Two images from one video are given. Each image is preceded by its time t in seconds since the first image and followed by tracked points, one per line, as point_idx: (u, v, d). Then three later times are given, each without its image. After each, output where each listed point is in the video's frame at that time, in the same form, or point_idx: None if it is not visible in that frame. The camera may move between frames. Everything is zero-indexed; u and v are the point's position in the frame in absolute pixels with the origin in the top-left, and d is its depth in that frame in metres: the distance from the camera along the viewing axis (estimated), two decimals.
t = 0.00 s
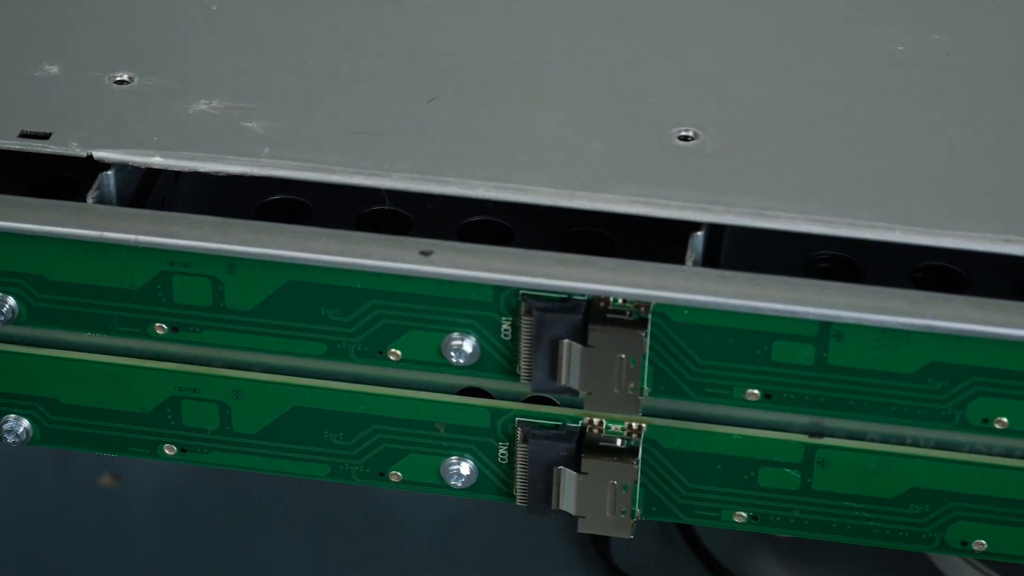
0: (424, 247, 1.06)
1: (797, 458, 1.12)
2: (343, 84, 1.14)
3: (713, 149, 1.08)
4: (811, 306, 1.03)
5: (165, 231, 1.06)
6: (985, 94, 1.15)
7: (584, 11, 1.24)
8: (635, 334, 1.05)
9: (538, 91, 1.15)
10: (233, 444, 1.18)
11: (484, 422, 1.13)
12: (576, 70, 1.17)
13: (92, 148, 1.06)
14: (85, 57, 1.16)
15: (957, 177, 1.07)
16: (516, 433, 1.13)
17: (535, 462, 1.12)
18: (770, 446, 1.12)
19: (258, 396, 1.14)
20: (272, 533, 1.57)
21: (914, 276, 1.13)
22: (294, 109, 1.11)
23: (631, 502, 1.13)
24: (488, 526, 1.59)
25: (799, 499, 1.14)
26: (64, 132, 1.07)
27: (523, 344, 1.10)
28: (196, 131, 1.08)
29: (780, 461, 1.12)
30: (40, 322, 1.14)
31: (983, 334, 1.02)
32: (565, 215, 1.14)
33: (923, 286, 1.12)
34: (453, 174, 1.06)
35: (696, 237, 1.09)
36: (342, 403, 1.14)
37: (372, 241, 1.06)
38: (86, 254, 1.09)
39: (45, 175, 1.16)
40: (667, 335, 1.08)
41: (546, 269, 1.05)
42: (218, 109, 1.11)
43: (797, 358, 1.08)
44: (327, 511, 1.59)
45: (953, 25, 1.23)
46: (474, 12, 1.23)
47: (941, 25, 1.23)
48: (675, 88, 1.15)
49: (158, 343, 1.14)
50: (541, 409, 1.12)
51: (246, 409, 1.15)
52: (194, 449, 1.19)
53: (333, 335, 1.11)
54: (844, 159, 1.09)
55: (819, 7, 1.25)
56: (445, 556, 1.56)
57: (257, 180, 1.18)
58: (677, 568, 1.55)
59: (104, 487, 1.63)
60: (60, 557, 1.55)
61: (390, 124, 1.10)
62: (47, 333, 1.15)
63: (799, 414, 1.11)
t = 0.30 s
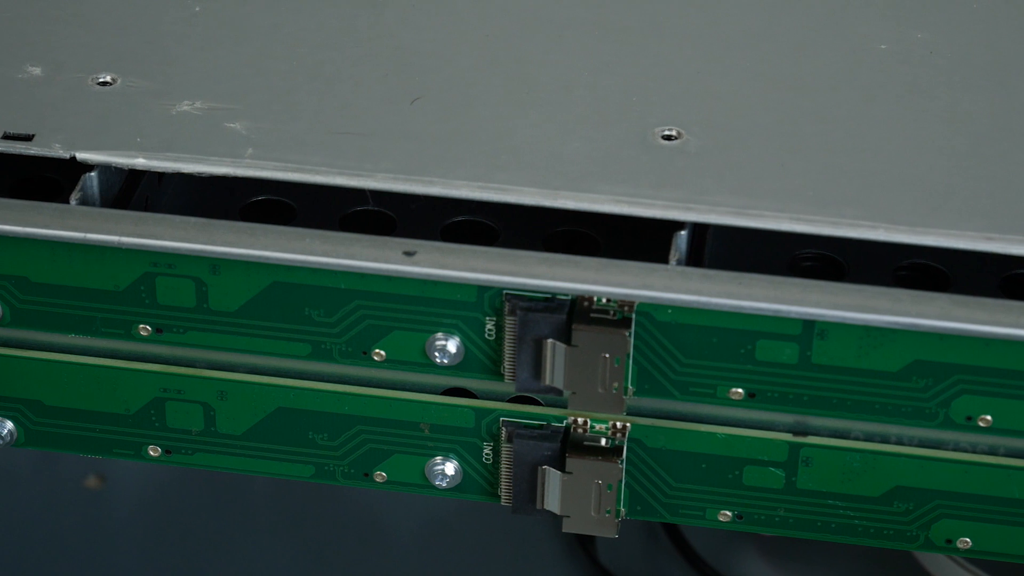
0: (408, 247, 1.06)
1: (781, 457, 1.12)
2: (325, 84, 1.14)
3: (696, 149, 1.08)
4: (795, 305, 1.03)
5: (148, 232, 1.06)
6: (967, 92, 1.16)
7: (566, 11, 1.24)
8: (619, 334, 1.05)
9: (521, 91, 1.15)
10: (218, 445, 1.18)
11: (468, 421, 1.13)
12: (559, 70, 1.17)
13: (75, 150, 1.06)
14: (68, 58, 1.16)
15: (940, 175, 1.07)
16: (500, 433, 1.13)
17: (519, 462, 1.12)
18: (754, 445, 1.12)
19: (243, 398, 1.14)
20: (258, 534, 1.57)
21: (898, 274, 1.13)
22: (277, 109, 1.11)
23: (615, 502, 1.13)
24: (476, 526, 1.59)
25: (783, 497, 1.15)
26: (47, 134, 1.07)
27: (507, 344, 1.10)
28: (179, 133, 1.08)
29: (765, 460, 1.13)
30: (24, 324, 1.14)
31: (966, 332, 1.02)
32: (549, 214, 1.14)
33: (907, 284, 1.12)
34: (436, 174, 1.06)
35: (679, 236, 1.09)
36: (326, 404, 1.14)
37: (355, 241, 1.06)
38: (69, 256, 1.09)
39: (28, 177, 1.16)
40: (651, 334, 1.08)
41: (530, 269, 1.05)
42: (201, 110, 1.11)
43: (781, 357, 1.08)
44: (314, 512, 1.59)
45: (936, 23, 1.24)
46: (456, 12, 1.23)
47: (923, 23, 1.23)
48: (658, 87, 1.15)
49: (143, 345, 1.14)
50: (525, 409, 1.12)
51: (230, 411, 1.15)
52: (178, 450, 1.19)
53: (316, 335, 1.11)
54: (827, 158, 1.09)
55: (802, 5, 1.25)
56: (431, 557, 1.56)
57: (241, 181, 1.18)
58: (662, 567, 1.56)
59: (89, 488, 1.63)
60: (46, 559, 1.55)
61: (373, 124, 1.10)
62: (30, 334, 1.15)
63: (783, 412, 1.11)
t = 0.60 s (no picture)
0: (391, 248, 1.06)
1: (765, 455, 1.12)
2: (307, 85, 1.14)
3: (679, 148, 1.08)
4: (778, 304, 1.03)
5: (130, 234, 1.06)
6: (949, 90, 1.16)
7: (549, 11, 1.24)
8: (602, 333, 1.05)
9: (503, 91, 1.15)
10: (202, 446, 1.18)
11: (452, 422, 1.13)
12: (542, 70, 1.17)
13: (57, 151, 1.05)
14: (51, 60, 1.16)
15: (922, 174, 1.07)
16: (484, 433, 1.13)
17: (503, 462, 1.12)
18: (738, 444, 1.12)
19: (226, 399, 1.14)
20: (244, 535, 1.57)
21: (880, 273, 1.13)
22: (260, 110, 1.11)
23: (599, 501, 1.13)
24: (463, 526, 1.59)
25: (767, 496, 1.15)
26: (29, 135, 1.07)
27: (491, 344, 1.10)
28: (161, 134, 1.08)
29: (748, 459, 1.13)
30: (6, 326, 1.14)
31: (949, 330, 1.02)
32: (532, 214, 1.14)
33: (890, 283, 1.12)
34: (419, 174, 1.06)
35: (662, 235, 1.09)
36: (310, 405, 1.14)
37: (338, 242, 1.06)
38: (51, 258, 1.08)
39: (11, 179, 1.16)
40: (634, 333, 1.08)
41: (513, 268, 1.05)
42: (184, 111, 1.11)
43: (764, 356, 1.08)
44: (302, 512, 1.59)
45: (918, 21, 1.24)
46: (439, 12, 1.23)
47: (906, 22, 1.24)
48: (640, 87, 1.15)
49: (126, 346, 1.14)
50: (509, 409, 1.12)
51: (214, 412, 1.15)
52: (162, 452, 1.19)
53: (300, 336, 1.11)
54: (810, 156, 1.09)
55: (785, 4, 1.25)
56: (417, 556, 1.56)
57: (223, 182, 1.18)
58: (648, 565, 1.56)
59: (74, 490, 1.63)
60: (32, 561, 1.55)
61: (356, 125, 1.10)
62: (13, 336, 1.15)
63: (766, 411, 1.11)
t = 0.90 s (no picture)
0: (374, 248, 1.06)
1: (748, 454, 1.12)
2: (290, 86, 1.14)
3: (662, 147, 1.08)
4: (760, 302, 1.03)
5: (113, 235, 1.05)
6: (932, 89, 1.16)
7: (533, 10, 1.24)
8: (585, 333, 1.05)
9: (486, 91, 1.14)
10: (186, 447, 1.18)
11: (436, 422, 1.13)
12: (525, 70, 1.17)
13: (40, 153, 1.05)
14: (33, 62, 1.15)
15: (905, 172, 1.07)
16: (468, 433, 1.13)
17: (487, 462, 1.12)
18: (721, 443, 1.12)
19: (210, 400, 1.14)
20: (231, 536, 1.57)
21: (864, 271, 1.13)
22: (242, 110, 1.11)
23: (583, 500, 1.13)
24: (449, 527, 1.59)
25: (751, 495, 1.15)
26: (12, 137, 1.07)
27: (474, 344, 1.10)
28: (144, 135, 1.08)
29: (732, 457, 1.13)
30: None
31: (933, 327, 1.02)
32: (515, 215, 1.15)
33: (875, 281, 1.12)
34: (402, 174, 1.06)
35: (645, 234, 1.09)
36: (293, 405, 1.14)
37: (321, 242, 1.06)
38: (33, 259, 1.08)
39: None
40: (618, 332, 1.07)
41: (496, 268, 1.05)
42: (167, 112, 1.11)
43: (748, 354, 1.08)
44: (288, 513, 1.59)
45: (901, 20, 1.24)
46: (422, 13, 1.23)
47: (889, 21, 1.24)
48: (623, 87, 1.15)
49: (109, 347, 1.14)
50: (493, 409, 1.12)
51: (197, 413, 1.15)
52: (146, 453, 1.19)
53: (283, 336, 1.11)
54: (794, 155, 1.09)
55: (768, 3, 1.25)
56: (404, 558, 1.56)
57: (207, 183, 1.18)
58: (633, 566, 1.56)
59: (58, 492, 1.63)
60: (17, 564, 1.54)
61: (339, 125, 1.10)
62: None
63: (749, 410, 1.11)
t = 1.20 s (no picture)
0: (357, 248, 1.06)
1: (732, 453, 1.12)
2: (273, 86, 1.14)
3: (645, 146, 1.08)
4: (744, 301, 1.03)
5: (96, 237, 1.05)
6: (914, 88, 1.16)
7: (516, 10, 1.24)
8: (569, 333, 1.05)
9: (470, 91, 1.14)
10: (170, 449, 1.18)
11: (420, 422, 1.13)
12: (508, 70, 1.17)
13: (23, 154, 1.05)
14: (16, 63, 1.15)
15: (888, 171, 1.07)
16: (452, 433, 1.13)
17: (472, 462, 1.12)
18: (705, 442, 1.12)
19: (194, 401, 1.14)
20: (218, 538, 1.56)
21: (847, 269, 1.13)
22: (225, 111, 1.11)
23: (568, 500, 1.13)
24: (436, 526, 1.59)
25: (735, 494, 1.15)
26: None
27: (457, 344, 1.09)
28: (126, 136, 1.08)
29: (715, 457, 1.13)
30: None
31: (916, 326, 1.02)
32: (499, 215, 1.15)
33: (858, 280, 1.12)
34: (385, 174, 1.06)
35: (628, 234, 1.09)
36: (277, 406, 1.14)
37: (304, 243, 1.06)
38: (16, 261, 1.08)
39: None
40: (601, 332, 1.07)
41: (479, 268, 1.05)
42: (149, 113, 1.10)
43: (731, 353, 1.08)
44: (275, 514, 1.59)
45: (884, 19, 1.24)
46: (405, 13, 1.23)
47: (872, 20, 1.24)
48: (606, 86, 1.16)
49: (93, 349, 1.14)
50: (477, 409, 1.12)
51: (181, 414, 1.15)
52: (129, 455, 1.19)
53: (266, 337, 1.11)
54: (777, 154, 1.09)
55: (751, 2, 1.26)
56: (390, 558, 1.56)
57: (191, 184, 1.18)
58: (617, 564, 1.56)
59: (43, 493, 1.63)
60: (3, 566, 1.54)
61: (322, 125, 1.10)
62: None
63: (733, 409, 1.12)
